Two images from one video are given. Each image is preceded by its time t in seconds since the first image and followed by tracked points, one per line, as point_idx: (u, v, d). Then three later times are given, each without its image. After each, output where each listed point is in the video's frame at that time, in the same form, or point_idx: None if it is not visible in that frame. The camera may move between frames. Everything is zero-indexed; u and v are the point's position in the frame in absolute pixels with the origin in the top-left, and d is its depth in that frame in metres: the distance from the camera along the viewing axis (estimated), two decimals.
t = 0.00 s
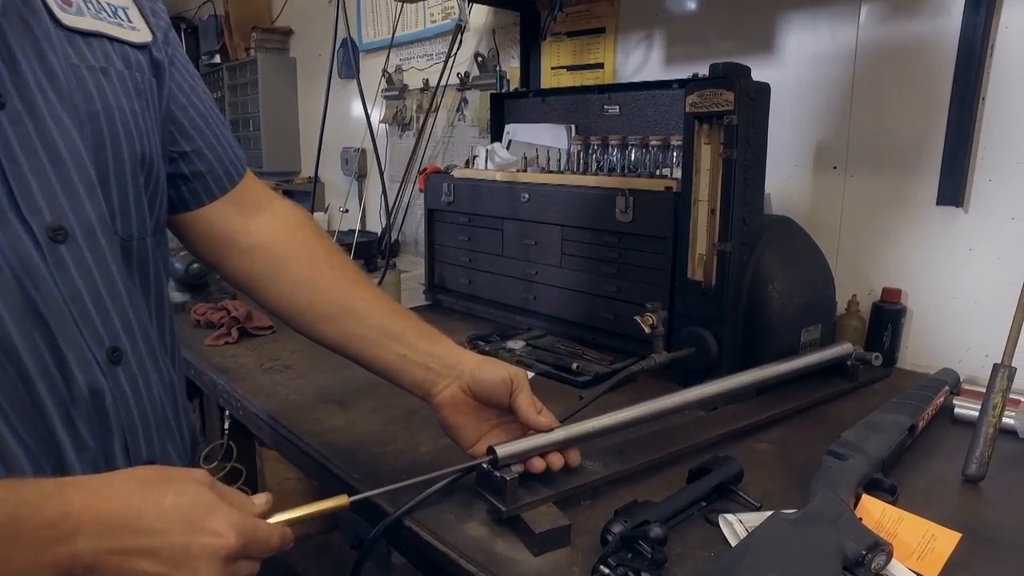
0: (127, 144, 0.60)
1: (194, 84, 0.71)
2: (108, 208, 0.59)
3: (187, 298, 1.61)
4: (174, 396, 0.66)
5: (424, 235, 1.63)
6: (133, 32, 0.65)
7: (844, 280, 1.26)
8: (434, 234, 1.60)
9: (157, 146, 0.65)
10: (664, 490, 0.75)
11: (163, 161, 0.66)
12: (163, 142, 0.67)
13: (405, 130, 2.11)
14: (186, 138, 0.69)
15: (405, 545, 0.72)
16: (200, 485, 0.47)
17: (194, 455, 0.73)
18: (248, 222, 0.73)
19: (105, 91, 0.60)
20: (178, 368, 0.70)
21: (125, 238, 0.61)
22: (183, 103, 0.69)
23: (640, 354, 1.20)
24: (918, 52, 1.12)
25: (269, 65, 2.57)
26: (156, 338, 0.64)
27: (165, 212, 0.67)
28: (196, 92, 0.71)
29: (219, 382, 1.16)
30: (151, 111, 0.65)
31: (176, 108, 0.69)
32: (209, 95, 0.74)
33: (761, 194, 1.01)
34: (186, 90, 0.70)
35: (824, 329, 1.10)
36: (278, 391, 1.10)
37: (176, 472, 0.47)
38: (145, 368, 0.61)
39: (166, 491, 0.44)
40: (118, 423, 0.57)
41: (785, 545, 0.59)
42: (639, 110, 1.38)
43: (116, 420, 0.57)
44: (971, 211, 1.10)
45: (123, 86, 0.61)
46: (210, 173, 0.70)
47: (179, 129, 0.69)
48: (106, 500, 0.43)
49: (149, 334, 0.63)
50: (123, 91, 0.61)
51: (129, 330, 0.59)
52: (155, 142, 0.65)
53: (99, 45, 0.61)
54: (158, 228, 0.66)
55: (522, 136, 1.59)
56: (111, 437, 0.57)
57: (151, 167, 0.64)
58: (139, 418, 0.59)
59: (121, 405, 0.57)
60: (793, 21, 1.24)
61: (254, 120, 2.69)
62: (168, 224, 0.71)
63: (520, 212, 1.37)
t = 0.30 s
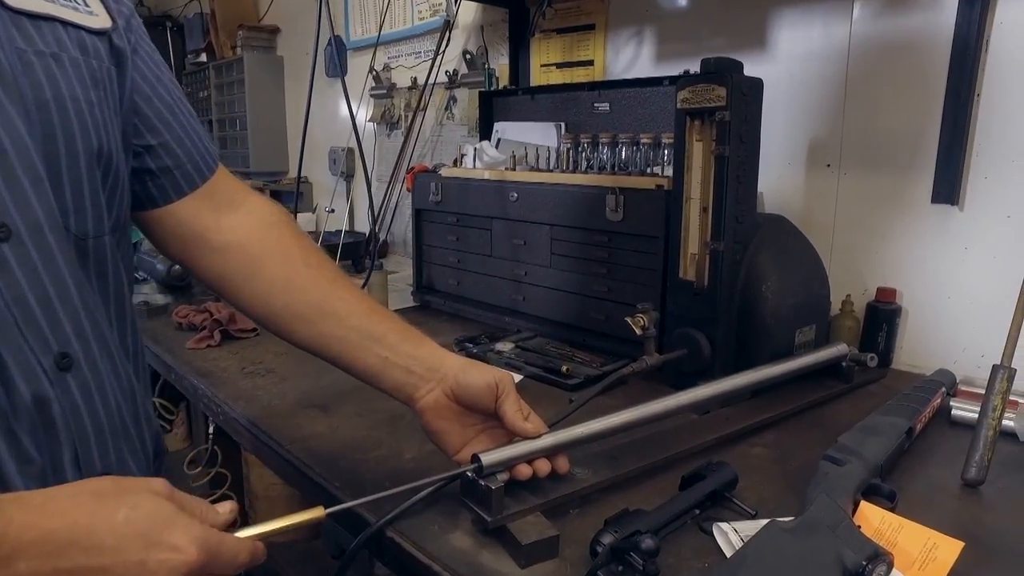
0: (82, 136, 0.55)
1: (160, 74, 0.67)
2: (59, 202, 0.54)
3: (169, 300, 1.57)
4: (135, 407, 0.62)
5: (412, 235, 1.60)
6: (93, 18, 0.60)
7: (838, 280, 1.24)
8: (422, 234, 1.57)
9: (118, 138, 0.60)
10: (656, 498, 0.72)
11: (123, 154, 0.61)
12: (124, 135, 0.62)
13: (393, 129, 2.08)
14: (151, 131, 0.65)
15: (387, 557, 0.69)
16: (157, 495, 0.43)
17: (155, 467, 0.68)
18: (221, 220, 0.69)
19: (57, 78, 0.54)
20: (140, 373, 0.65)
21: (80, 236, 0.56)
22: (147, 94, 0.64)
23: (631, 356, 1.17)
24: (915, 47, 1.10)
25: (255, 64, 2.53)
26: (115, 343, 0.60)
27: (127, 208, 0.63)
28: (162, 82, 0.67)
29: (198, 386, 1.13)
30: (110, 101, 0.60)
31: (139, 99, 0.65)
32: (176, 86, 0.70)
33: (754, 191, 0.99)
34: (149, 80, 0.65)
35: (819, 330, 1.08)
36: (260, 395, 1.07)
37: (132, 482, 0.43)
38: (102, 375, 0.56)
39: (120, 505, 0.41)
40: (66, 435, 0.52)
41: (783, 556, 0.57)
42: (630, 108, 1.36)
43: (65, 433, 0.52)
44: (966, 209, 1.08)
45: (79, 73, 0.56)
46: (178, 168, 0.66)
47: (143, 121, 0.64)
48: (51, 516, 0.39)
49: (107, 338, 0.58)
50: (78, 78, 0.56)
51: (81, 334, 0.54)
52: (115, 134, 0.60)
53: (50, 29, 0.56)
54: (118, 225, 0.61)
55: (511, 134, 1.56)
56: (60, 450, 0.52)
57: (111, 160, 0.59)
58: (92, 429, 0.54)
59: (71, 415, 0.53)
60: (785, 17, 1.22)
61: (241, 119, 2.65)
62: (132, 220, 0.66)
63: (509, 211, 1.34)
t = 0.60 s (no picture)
0: (41, 128, 0.52)
1: (129, 63, 0.63)
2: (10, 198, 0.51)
3: (154, 301, 1.54)
4: (100, 415, 0.58)
5: (403, 235, 1.57)
6: (53, 3, 0.56)
7: (836, 279, 1.22)
8: (413, 234, 1.55)
9: (83, 131, 0.57)
10: (653, 504, 0.70)
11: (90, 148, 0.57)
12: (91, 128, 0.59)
13: (384, 128, 2.05)
14: (120, 124, 0.61)
15: (374, 567, 0.66)
16: (119, 508, 0.40)
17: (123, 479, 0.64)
18: (198, 218, 0.66)
19: (11, 66, 0.51)
20: (105, 380, 0.62)
21: (37, 233, 0.53)
22: (116, 84, 0.61)
23: (627, 357, 1.15)
24: (914, 43, 1.08)
25: (245, 63, 2.50)
26: (77, 347, 0.56)
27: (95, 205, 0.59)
28: (131, 71, 0.63)
29: (182, 390, 1.10)
30: (75, 92, 0.57)
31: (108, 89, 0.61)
32: (146, 75, 0.66)
33: (751, 189, 0.97)
34: (117, 70, 0.61)
35: (817, 330, 1.06)
36: (245, 399, 1.04)
37: (92, 494, 0.40)
38: (61, 382, 0.52)
39: (77, 519, 0.38)
40: (18, 447, 0.49)
41: (786, 566, 0.55)
42: (625, 105, 1.34)
43: (17, 445, 0.48)
44: (965, 207, 1.06)
45: (37, 61, 0.53)
46: (151, 163, 0.63)
47: (111, 113, 0.61)
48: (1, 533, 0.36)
49: (68, 343, 0.54)
50: (36, 66, 0.52)
51: (37, 338, 0.50)
52: (81, 127, 0.57)
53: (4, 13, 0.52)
54: (82, 222, 0.58)
55: (504, 132, 1.54)
56: (13, 464, 0.48)
57: (78, 154, 0.56)
58: (48, 439, 0.51)
59: (23, 425, 0.49)
60: (782, 12, 1.20)
61: (231, 119, 2.62)
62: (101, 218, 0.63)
63: (501, 210, 1.32)
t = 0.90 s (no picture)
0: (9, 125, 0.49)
1: (97, 57, 0.60)
2: None
3: (141, 303, 1.51)
4: (66, 430, 0.54)
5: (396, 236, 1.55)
6: None
7: (836, 280, 1.20)
8: (406, 235, 1.52)
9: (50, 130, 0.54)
10: (651, 514, 0.68)
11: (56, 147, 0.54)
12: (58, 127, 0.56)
13: (377, 127, 2.03)
14: (89, 122, 0.59)
15: None
16: (79, 529, 0.37)
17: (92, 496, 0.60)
18: (173, 219, 0.63)
19: None
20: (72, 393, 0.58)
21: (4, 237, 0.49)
22: (83, 80, 0.58)
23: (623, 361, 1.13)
24: (914, 39, 1.06)
25: (237, 62, 2.47)
26: (42, 359, 0.52)
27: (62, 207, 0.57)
28: (100, 66, 0.60)
29: (168, 395, 1.07)
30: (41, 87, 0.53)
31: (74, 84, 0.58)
32: (117, 70, 0.63)
33: (750, 188, 0.94)
34: (84, 65, 0.58)
35: (817, 332, 1.04)
36: (233, 405, 1.01)
37: (50, 513, 0.37)
38: (21, 396, 0.49)
39: (31, 542, 0.35)
40: None
41: None
42: (621, 103, 1.32)
43: None
44: (968, 206, 1.04)
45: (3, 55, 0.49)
46: (122, 162, 0.60)
47: (79, 110, 0.58)
48: None
49: (31, 353, 0.51)
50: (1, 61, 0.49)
51: None
52: (47, 125, 0.54)
53: None
54: (48, 224, 0.55)
55: (498, 131, 1.52)
56: None
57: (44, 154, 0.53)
58: (7, 456, 0.47)
59: None
60: (780, 9, 1.18)
61: (223, 118, 2.59)
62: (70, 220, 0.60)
63: (495, 210, 1.29)
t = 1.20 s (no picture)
0: None
1: (68, 50, 0.58)
2: None
3: (131, 305, 1.48)
4: (29, 443, 0.52)
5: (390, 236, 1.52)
6: None
7: (837, 280, 1.18)
8: (401, 235, 1.49)
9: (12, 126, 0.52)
10: (650, 525, 0.65)
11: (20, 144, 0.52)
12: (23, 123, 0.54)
13: (372, 127, 2.00)
14: (58, 118, 0.56)
15: None
16: (32, 550, 0.34)
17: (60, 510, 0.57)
18: (149, 219, 0.61)
19: None
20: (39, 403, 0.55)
21: None
22: (51, 74, 0.56)
23: (621, 364, 1.10)
24: (917, 35, 1.03)
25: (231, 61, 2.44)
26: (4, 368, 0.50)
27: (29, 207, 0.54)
28: (70, 60, 0.58)
29: (155, 399, 1.04)
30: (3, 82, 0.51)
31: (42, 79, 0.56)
32: (90, 65, 0.61)
33: (750, 187, 0.92)
34: (52, 58, 0.56)
35: (819, 334, 1.01)
36: (221, 410, 0.99)
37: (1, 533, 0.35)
38: None
39: None
40: None
41: None
42: (618, 101, 1.29)
43: None
44: (972, 206, 1.02)
45: None
46: (94, 161, 0.58)
47: (47, 106, 0.56)
48: None
49: None
50: None
51: None
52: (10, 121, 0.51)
53: None
54: (13, 226, 0.53)
55: (494, 130, 1.49)
56: None
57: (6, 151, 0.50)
58: None
59: None
60: (780, 4, 1.15)
61: (217, 118, 2.56)
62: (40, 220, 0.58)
63: (489, 210, 1.27)
